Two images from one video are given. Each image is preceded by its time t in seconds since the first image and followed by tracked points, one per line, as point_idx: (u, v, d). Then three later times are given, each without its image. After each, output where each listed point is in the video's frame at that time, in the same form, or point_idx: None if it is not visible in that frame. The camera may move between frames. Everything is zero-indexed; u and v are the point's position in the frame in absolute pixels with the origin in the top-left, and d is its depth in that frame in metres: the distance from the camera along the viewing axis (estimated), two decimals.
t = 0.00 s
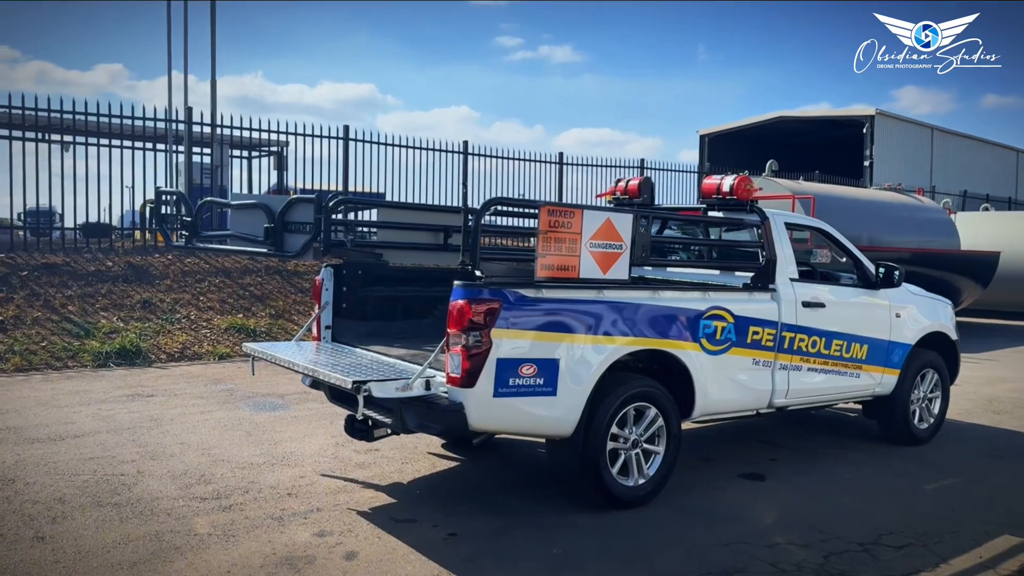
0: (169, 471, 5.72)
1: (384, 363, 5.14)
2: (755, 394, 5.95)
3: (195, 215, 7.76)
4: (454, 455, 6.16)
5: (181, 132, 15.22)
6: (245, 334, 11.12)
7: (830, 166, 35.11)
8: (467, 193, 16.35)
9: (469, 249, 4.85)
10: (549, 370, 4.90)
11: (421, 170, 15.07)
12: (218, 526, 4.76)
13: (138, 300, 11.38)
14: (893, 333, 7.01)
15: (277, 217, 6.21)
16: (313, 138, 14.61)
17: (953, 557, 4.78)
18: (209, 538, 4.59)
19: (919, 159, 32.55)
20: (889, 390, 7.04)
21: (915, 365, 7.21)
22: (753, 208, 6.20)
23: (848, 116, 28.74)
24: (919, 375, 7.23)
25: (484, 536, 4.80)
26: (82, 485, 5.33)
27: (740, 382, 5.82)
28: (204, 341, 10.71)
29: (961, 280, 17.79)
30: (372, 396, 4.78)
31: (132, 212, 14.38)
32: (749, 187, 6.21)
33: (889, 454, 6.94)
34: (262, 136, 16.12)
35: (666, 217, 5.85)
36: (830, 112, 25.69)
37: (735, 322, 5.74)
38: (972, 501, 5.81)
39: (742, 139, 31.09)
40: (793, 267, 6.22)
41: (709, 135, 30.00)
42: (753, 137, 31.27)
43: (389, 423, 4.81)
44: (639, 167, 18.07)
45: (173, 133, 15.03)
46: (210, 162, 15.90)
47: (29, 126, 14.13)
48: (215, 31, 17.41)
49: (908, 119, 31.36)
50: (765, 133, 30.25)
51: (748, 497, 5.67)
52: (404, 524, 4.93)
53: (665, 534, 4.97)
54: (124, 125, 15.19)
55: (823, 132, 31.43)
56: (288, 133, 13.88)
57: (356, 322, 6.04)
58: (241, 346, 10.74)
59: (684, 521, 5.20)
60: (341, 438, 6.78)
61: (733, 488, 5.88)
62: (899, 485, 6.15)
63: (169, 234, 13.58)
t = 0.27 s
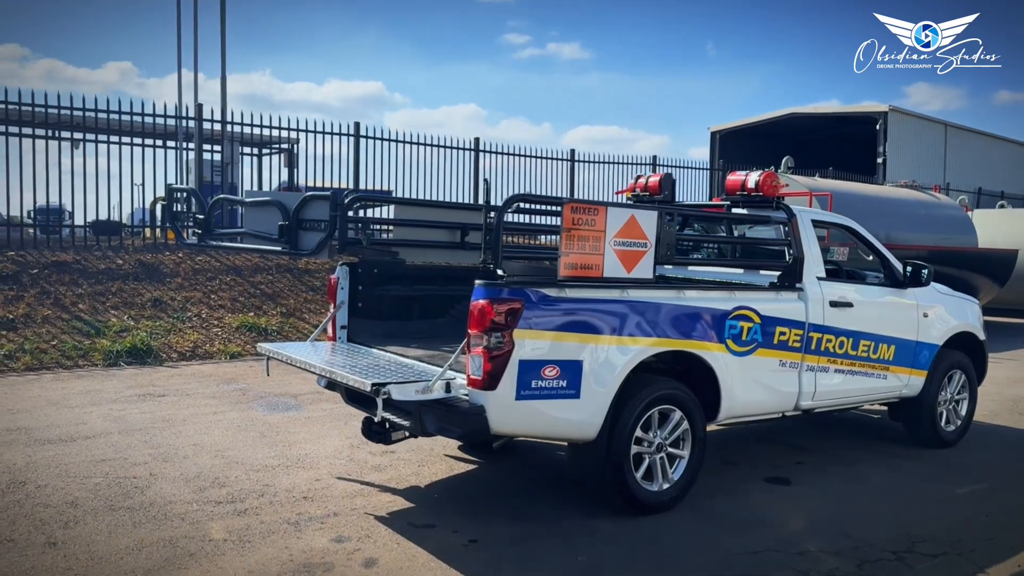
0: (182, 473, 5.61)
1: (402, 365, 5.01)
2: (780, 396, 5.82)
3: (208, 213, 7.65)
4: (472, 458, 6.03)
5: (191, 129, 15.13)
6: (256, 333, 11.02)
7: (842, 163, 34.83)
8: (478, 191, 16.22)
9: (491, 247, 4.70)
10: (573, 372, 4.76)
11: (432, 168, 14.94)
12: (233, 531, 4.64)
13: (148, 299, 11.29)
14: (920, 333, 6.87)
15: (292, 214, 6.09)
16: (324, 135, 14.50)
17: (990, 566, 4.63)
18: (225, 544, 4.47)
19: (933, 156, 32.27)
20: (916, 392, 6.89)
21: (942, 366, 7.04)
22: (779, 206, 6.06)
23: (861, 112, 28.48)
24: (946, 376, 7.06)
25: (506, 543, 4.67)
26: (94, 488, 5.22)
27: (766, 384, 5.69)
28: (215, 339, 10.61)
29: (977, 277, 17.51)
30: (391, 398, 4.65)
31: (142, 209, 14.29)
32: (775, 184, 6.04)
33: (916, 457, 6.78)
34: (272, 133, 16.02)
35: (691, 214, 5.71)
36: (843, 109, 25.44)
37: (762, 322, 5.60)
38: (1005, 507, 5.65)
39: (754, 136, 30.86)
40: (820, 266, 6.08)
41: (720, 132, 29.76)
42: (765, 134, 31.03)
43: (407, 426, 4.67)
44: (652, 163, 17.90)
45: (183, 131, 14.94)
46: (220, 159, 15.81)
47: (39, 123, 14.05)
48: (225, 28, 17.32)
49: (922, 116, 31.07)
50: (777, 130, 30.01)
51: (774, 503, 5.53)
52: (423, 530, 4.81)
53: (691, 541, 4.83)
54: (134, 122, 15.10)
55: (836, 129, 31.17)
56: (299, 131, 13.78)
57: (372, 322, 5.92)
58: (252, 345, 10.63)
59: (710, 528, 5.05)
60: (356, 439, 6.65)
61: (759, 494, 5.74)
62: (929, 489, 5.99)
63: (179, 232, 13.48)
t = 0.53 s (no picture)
0: (198, 475, 5.50)
1: (424, 366, 4.88)
2: (809, 397, 5.67)
3: (223, 210, 7.54)
4: (492, 460, 5.91)
5: (202, 125, 15.03)
6: (268, 331, 10.91)
7: (855, 159, 34.55)
8: (490, 187, 16.08)
9: (516, 245, 4.57)
10: (600, 374, 4.62)
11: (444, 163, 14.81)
12: (251, 536, 4.52)
13: (160, 296, 11.20)
14: (950, 333, 6.71)
15: (310, 212, 5.96)
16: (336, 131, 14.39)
17: None
18: (243, 549, 4.35)
19: (946, 151, 31.98)
20: (945, 393, 6.73)
21: (971, 366, 6.88)
22: (808, 202, 5.93)
23: (875, 108, 28.23)
24: (976, 377, 6.90)
25: (531, 549, 4.55)
26: (108, 491, 5.12)
27: (795, 386, 5.55)
28: (228, 337, 10.51)
29: (998, 274, 17.25)
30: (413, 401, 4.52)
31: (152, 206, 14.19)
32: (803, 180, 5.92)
33: (945, 460, 6.63)
34: (283, 129, 15.92)
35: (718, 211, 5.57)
36: (857, 105, 25.18)
37: (791, 322, 5.47)
38: None
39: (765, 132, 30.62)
40: (850, 265, 5.97)
41: (731, 128, 29.52)
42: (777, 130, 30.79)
43: (429, 429, 4.55)
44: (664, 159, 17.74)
45: (193, 127, 14.85)
46: (231, 155, 15.71)
47: (49, 119, 13.97)
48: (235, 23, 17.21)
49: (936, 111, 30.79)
50: (789, 126, 29.76)
51: (803, 509, 5.39)
52: (445, 535, 4.69)
53: (721, 548, 4.70)
54: (144, 118, 15.01)
55: (848, 124, 30.91)
56: (311, 126, 13.67)
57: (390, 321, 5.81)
58: (265, 343, 10.53)
59: (740, 534, 4.92)
60: (373, 440, 6.53)
61: (787, 499, 5.60)
62: (961, 493, 5.84)
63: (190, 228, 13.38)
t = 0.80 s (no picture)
0: (212, 476, 5.40)
1: (444, 366, 4.77)
2: (835, 398, 5.55)
3: (237, 207, 7.44)
4: (511, 461, 5.80)
5: (212, 121, 14.94)
6: (280, 328, 10.81)
7: (866, 156, 34.31)
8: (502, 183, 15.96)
9: (541, 242, 4.47)
10: (625, 374, 4.50)
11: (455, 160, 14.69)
12: (268, 540, 4.42)
13: (171, 294, 11.11)
14: (977, 332, 6.57)
15: (326, 208, 5.85)
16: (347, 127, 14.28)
17: None
18: (260, 553, 4.25)
19: (959, 148, 31.71)
20: (971, 393, 6.59)
21: (998, 366, 6.74)
22: (834, 198, 5.81)
23: (887, 104, 27.99)
24: (1003, 377, 6.76)
25: (555, 554, 4.43)
26: (122, 492, 5.03)
27: (821, 386, 5.43)
28: (239, 335, 10.42)
29: (1016, 272, 17.02)
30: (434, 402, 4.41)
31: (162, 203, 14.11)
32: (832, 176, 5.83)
33: (971, 461, 6.49)
34: (293, 126, 15.83)
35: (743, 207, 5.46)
36: (869, 101, 24.97)
37: (818, 321, 5.35)
38: None
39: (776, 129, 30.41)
40: (877, 262, 5.86)
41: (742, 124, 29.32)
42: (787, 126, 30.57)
43: (450, 430, 4.44)
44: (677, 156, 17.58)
45: (203, 123, 14.76)
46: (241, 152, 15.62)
47: (59, 115, 13.90)
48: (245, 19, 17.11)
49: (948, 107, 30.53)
50: (801, 122, 29.55)
51: (831, 513, 5.26)
52: (466, 539, 4.58)
53: (749, 553, 4.57)
54: (154, 114, 14.93)
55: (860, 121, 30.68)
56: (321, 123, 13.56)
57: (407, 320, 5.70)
58: (276, 341, 10.44)
59: (768, 539, 4.80)
60: (389, 441, 6.42)
61: (813, 502, 5.47)
62: (990, 496, 5.71)
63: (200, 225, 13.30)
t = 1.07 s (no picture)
0: (223, 478, 5.31)
1: (459, 367, 4.66)
2: (858, 398, 5.42)
3: (247, 203, 7.31)
4: (526, 462, 5.69)
5: (220, 118, 14.86)
6: (289, 326, 10.73)
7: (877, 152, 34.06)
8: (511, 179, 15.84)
9: (559, 239, 4.36)
10: (645, 375, 4.39)
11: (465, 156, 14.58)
12: (280, 544, 4.32)
13: (179, 291, 11.04)
14: (1000, 331, 6.43)
15: (338, 206, 5.78)
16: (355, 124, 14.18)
17: None
18: (272, 558, 4.16)
19: (971, 144, 31.43)
20: (994, 393, 6.46)
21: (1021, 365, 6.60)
22: (856, 194, 5.68)
23: (898, 100, 27.75)
24: None
25: (573, 558, 4.32)
26: (131, 494, 4.94)
27: (844, 386, 5.31)
28: (248, 333, 10.34)
29: None
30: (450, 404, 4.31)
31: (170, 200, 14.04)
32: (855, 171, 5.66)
33: (995, 463, 6.35)
34: (301, 122, 15.74)
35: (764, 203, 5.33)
36: (880, 96, 24.75)
37: (841, 319, 5.23)
38: None
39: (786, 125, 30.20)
40: (900, 259, 5.73)
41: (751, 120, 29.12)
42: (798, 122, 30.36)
43: (466, 432, 4.34)
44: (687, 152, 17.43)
45: (212, 120, 14.68)
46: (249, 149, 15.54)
47: (67, 112, 13.83)
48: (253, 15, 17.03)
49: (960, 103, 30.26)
50: (811, 118, 29.33)
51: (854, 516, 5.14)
52: (482, 543, 4.47)
53: (772, 558, 4.46)
54: (162, 111, 14.86)
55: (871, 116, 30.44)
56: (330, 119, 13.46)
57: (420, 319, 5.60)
58: (285, 339, 10.35)
59: (790, 543, 4.68)
60: (401, 441, 6.32)
61: (835, 505, 5.35)
62: (1016, 499, 5.58)
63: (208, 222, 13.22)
